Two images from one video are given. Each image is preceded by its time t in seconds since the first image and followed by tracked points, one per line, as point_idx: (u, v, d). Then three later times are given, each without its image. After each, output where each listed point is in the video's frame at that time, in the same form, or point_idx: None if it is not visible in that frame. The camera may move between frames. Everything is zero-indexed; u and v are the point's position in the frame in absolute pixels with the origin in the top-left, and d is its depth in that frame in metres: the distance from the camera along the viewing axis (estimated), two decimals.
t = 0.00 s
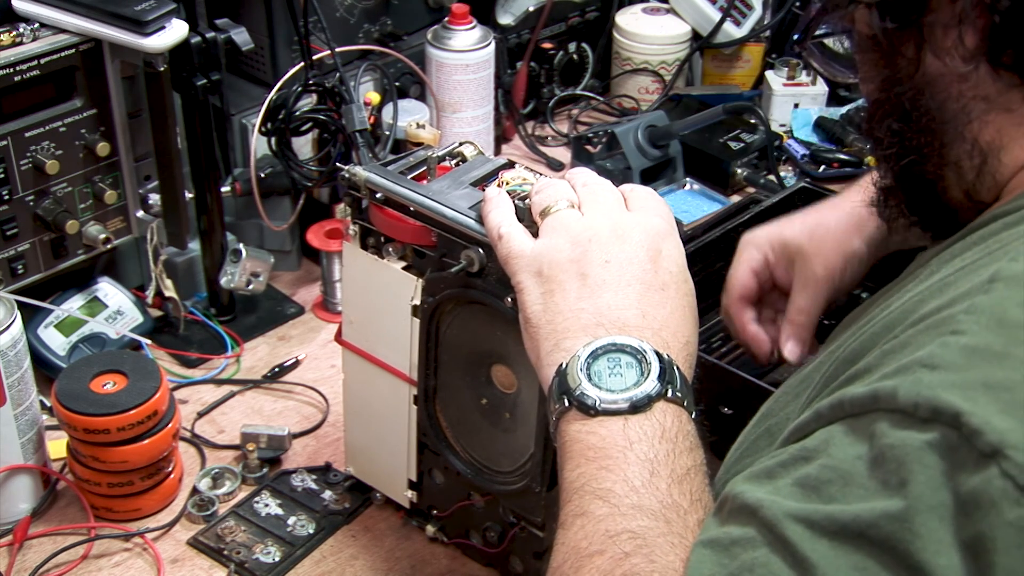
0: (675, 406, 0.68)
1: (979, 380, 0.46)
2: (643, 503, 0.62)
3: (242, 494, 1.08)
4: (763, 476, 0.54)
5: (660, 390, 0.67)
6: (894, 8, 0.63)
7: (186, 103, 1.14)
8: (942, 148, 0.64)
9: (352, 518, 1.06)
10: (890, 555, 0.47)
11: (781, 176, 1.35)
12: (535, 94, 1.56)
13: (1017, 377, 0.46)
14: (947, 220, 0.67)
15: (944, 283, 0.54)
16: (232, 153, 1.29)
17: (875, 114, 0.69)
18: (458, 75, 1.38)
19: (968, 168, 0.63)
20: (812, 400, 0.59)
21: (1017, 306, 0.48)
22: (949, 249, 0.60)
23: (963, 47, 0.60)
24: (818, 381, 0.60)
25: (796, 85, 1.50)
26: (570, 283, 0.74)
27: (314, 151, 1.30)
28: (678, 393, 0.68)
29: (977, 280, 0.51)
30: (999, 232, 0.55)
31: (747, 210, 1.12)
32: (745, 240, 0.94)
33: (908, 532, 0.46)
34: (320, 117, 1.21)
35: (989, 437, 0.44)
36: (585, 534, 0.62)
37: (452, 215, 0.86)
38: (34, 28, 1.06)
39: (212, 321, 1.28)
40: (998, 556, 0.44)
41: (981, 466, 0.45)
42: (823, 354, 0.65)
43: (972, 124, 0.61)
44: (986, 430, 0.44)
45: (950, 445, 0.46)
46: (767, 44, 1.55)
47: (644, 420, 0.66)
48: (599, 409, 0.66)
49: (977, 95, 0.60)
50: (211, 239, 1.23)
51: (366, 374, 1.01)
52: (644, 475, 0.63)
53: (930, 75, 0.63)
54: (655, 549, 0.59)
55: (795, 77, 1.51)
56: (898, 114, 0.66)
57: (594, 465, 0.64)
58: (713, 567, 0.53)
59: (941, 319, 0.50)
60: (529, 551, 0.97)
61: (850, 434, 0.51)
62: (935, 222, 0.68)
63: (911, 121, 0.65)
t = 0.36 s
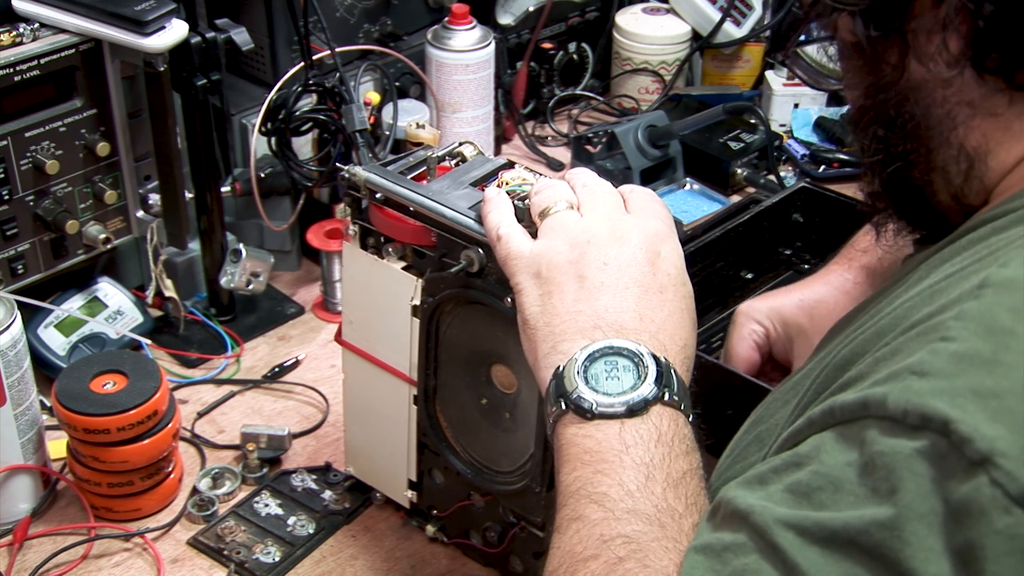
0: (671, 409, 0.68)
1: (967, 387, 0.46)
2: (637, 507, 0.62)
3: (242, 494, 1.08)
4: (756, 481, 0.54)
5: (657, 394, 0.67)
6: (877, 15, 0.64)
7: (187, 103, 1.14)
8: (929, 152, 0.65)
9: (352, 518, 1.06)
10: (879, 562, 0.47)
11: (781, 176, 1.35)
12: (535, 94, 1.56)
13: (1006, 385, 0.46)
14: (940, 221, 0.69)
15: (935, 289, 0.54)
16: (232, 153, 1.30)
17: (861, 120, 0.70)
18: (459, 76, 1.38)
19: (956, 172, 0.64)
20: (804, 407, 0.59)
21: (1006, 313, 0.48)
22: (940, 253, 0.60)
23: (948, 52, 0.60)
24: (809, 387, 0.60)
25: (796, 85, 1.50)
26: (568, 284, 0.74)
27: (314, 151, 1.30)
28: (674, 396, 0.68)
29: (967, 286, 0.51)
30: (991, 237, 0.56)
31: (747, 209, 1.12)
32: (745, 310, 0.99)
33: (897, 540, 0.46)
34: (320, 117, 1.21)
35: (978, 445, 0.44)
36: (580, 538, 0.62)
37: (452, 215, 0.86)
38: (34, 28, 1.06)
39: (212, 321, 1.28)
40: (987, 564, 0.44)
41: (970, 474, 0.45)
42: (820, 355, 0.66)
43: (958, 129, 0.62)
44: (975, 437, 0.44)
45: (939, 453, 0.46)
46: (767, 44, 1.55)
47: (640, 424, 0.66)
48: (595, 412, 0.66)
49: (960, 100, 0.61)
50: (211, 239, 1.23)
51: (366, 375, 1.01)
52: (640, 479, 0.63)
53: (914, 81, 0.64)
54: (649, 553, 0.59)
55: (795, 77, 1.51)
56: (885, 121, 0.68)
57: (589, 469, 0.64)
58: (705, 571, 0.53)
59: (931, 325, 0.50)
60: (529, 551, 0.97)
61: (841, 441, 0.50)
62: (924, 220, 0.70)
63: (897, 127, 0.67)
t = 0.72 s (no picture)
0: (671, 410, 0.68)
1: (963, 387, 0.46)
2: (637, 506, 0.62)
3: (242, 494, 1.08)
4: (754, 481, 0.54)
5: (656, 394, 0.67)
6: (873, 15, 0.65)
7: (187, 103, 1.14)
8: (925, 153, 0.65)
9: (352, 518, 1.06)
10: (877, 560, 0.47)
11: (781, 176, 1.35)
12: (535, 94, 1.56)
13: (1002, 383, 0.46)
14: (934, 223, 0.69)
15: (931, 290, 0.54)
16: (232, 153, 1.29)
17: (858, 122, 0.70)
18: (458, 76, 1.38)
19: (952, 174, 0.64)
20: (802, 408, 0.59)
21: (1003, 312, 0.47)
22: (936, 254, 0.60)
23: (944, 52, 0.61)
24: (808, 388, 0.60)
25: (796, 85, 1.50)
26: (568, 284, 0.74)
27: (315, 150, 1.31)
28: (674, 396, 0.68)
29: (964, 286, 0.50)
30: (988, 237, 0.55)
31: (748, 208, 1.11)
32: (749, 329, 0.98)
33: (896, 539, 0.46)
34: (320, 117, 1.21)
35: (975, 444, 0.44)
36: (580, 538, 0.62)
37: (452, 215, 0.86)
38: (34, 28, 1.06)
39: (212, 321, 1.28)
40: (985, 563, 0.44)
41: (968, 473, 0.45)
42: (820, 354, 0.66)
43: (954, 128, 0.62)
44: (972, 436, 0.45)
45: (936, 452, 0.46)
46: (767, 44, 1.55)
47: (640, 424, 0.66)
48: (595, 412, 0.66)
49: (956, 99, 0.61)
50: (211, 239, 1.23)
51: (366, 375, 1.01)
52: (640, 478, 0.63)
53: (911, 81, 0.64)
54: (649, 553, 0.59)
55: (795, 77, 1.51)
56: (882, 122, 0.68)
57: (589, 469, 0.64)
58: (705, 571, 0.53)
59: (928, 325, 0.50)
60: (529, 551, 0.97)
61: (839, 440, 0.50)
62: (919, 223, 0.70)
63: (894, 128, 0.67)
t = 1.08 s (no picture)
0: (673, 407, 0.68)
1: (969, 381, 0.46)
2: (639, 504, 0.62)
3: (242, 494, 1.08)
4: (758, 478, 0.54)
5: (658, 392, 0.67)
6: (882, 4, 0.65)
7: (186, 103, 1.14)
8: (931, 145, 0.65)
9: (352, 518, 1.05)
10: (883, 556, 0.47)
11: (781, 176, 1.35)
12: (535, 94, 1.56)
13: (1008, 378, 0.45)
14: (939, 217, 0.69)
15: (936, 286, 0.54)
16: (232, 153, 1.30)
17: (863, 114, 0.70)
18: (458, 75, 1.38)
19: (957, 166, 0.64)
20: (805, 404, 0.59)
21: (1008, 307, 0.47)
22: (940, 252, 0.60)
23: (951, 43, 0.60)
24: (811, 384, 0.60)
25: (796, 85, 1.50)
26: (569, 283, 0.74)
27: (315, 150, 1.31)
28: (676, 394, 0.68)
29: (968, 282, 0.51)
30: (992, 234, 0.55)
31: (748, 208, 1.11)
32: (750, 335, 0.98)
33: (901, 534, 0.46)
34: (320, 117, 1.21)
35: (981, 438, 0.44)
36: (582, 535, 0.62)
37: (452, 215, 0.86)
38: (34, 28, 1.06)
39: (212, 321, 1.28)
40: (991, 557, 0.44)
41: (974, 467, 0.45)
42: (823, 351, 0.66)
43: (960, 121, 0.62)
44: (978, 431, 0.44)
45: (942, 447, 0.46)
46: (767, 44, 1.55)
47: (642, 422, 0.66)
48: (597, 410, 0.66)
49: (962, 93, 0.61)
50: (211, 238, 1.23)
51: (366, 374, 1.01)
52: (642, 476, 0.63)
53: (916, 72, 0.64)
54: (652, 550, 0.59)
55: (795, 78, 1.51)
56: (887, 113, 0.68)
57: (591, 467, 0.64)
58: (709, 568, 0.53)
59: (933, 320, 0.50)
60: (529, 551, 0.97)
61: (844, 436, 0.50)
62: (927, 215, 0.70)
63: (899, 118, 0.67)
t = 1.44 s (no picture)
0: (675, 406, 0.68)
1: (977, 383, 0.46)
2: (642, 503, 0.62)
3: (242, 494, 1.08)
4: (764, 477, 0.54)
5: (661, 391, 0.67)
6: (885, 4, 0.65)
7: (187, 103, 1.14)
8: (940, 139, 0.65)
9: (352, 518, 1.06)
10: (889, 557, 0.47)
11: (780, 176, 1.35)
12: (535, 94, 1.56)
13: (1015, 380, 0.45)
14: (948, 204, 0.69)
15: (942, 286, 0.54)
16: (232, 153, 1.30)
17: (877, 109, 0.70)
18: (459, 75, 1.38)
19: (967, 160, 0.63)
20: (810, 404, 0.59)
21: (1016, 309, 0.47)
22: (946, 252, 0.60)
23: (952, 48, 0.61)
24: (816, 384, 0.60)
25: (797, 85, 1.50)
26: (570, 283, 0.74)
27: (315, 150, 1.31)
28: (678, 394, 0.68)
29: (976, 283, 0.50)
30: (995, 235, 0.55)
31: (749, 207, 1.11)
32: (749, 336, 0.98)
33: (907, 535, 0.46)
34: (320, 117, 1.21)
35: (988, 440, 0.44)
36: (585, 534, 0.62)
37: (452, 215, 0.85)
38: (34, 28, 1.06)
39: (212, 321, 1.28)
40: (996, 560, 0.44)
41: (981, 469, 0.44)
42: (827, 348, 0.66)
43: (970, 118, 0.62)
44: (985, 433, 0.44)
45: (949, 448, 0.46)
46: (767, 44, 1.55)
47: (644, 421, 0.66)
48: (599, 409, 0.66)
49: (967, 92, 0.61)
50: (211, 238, 1.23)
51: (367, 374, 1.01)
52: (644, 475, 0.63)
53: (923, 69, 0.64)
54: (655, 550, 0.59)
55: (795, 78, 1.51)
56: (899, 108, 0.68)
57: (594, 466, 0.64)
58: (714, 568, 0.53)
59: (940, 321, 0.50)
60: (529, 551, 0.97)
61: (850, 436, 0.50)
62: (939, 205, 0.70)
63: (910, 111, 0.67)
